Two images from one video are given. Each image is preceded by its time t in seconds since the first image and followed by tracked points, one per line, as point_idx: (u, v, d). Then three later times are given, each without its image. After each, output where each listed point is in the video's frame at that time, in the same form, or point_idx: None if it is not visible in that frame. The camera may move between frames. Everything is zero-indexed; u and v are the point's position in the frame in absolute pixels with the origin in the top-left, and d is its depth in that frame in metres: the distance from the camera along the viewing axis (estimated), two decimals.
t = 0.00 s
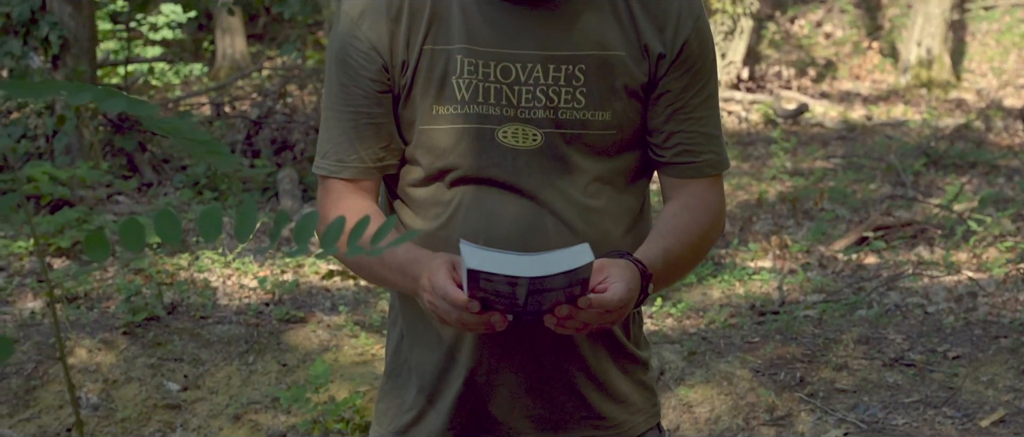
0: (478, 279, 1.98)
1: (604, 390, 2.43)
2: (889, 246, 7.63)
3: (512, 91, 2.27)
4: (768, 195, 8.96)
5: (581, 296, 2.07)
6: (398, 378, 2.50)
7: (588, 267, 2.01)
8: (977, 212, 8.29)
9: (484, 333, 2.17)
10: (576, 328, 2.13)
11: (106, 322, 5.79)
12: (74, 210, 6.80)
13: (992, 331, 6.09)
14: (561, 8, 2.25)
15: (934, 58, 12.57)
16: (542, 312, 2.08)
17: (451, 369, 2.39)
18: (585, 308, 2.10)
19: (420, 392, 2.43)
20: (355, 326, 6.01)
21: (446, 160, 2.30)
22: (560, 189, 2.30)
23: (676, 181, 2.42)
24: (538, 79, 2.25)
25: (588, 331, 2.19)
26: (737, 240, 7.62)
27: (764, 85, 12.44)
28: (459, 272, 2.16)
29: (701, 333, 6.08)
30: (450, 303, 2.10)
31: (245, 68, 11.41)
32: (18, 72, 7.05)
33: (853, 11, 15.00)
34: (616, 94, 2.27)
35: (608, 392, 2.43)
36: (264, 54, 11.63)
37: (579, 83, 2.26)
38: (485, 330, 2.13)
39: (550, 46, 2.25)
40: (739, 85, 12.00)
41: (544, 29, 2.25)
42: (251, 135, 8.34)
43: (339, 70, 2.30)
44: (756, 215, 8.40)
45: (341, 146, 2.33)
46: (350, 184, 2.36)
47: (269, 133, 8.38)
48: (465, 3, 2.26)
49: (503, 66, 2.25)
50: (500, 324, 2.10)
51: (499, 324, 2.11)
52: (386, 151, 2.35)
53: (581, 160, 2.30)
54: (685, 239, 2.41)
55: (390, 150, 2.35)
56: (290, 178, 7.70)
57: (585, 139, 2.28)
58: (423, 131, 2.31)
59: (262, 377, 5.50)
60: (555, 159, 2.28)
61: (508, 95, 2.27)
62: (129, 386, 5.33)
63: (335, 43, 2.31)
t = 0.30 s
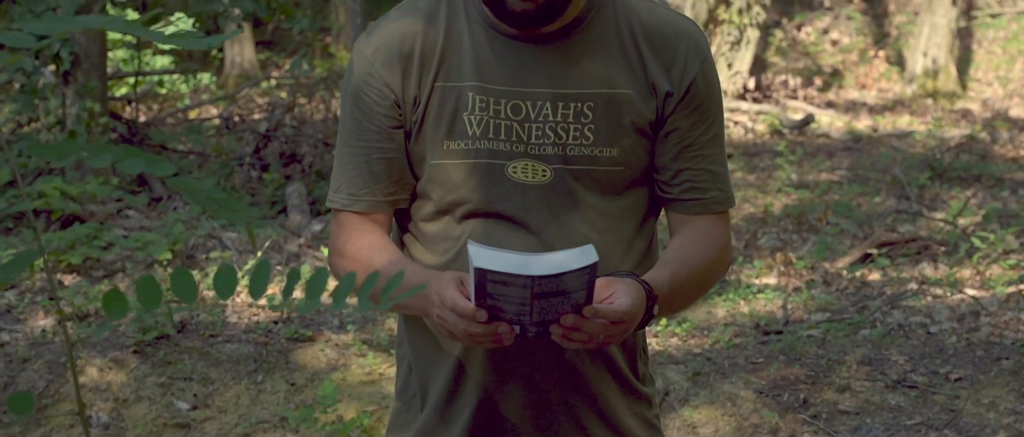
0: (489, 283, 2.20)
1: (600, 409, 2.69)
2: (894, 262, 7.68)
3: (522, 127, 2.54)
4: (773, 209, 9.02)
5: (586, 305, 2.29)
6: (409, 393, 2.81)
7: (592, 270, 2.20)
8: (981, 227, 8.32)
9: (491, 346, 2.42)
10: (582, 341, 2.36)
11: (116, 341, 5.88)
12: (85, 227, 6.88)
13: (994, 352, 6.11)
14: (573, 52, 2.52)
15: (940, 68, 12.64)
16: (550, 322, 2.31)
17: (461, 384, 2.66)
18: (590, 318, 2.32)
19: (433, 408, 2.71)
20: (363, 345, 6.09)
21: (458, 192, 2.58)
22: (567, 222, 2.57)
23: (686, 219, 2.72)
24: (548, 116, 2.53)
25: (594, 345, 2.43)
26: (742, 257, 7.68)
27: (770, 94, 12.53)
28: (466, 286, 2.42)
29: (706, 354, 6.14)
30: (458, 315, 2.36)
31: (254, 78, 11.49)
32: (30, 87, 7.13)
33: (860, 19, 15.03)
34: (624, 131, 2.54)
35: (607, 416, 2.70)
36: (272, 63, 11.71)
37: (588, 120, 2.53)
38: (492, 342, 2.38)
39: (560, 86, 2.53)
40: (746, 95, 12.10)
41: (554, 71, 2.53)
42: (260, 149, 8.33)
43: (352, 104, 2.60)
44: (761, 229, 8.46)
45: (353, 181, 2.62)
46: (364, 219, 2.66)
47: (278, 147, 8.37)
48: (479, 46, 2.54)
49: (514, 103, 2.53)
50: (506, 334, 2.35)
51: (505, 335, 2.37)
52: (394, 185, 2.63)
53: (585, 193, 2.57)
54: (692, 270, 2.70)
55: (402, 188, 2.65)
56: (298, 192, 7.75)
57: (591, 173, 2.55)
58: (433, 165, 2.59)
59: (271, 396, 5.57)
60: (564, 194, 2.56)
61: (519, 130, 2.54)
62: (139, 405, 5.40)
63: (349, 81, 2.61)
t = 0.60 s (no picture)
0: (492, 287, 2.30)
1: (597, 422, 2.82)
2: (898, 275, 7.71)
3: (529, 156, 2.68)
4: (779, 219, 9.06)
5: (589, 313, 2.38)
6: (418, 417, 2.93)
7: (591, 273, 2.29)
8: (987, 239, 8.35)
9: (497, 358, 2.49)
10: (586, 351, 2.44)
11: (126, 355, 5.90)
12: (96, 241, 6.95)
13: (997, 369, 6.14)
14: (580, 84, 2.66)
15: (947, 76, 12.70)
16: (554, 332, 2.41)
17: (469, 397, 2.81)
18: (592, 326, 2.40)
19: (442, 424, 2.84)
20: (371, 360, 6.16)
21: (467, 220, 2.72)
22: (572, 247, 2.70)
23: (689, 246, 2.83)
24: (555, 147, 2.67)
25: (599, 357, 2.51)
26: (748, 271, 7.73)
27: (778, 102, 12.61)
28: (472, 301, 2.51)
29: (711, 370, 6.18)
30: (463, 325, 2.45)
31: (263, 85, 11.57)
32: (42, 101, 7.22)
33: (868, 24, 15.05)
34: (630, 160, 2.67)
35: None
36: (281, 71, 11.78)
37: (594, 150, 2.66)
38: (497, 353, 2.46)
39: (567, 117, 2.66)
40: (753, 103, 12.18)
41: (562, 102, 2.67)
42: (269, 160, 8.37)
43: (364, 133, 2.74)
44: (768, 240, 8.53)
45: (364, 208, 2.76)
46: (374, 247, 2.80)
47: (286, 158, 8.41)
48: (488, 79, 2.68)
49: (522, 133, 2.67)
50: (511, 345, 2.42)
51: (510, 345, 2.43)
52: (402, 212, 2.78)
53: (590, 222, 2.70)
54: (695, 292, 2.81)
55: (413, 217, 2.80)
56: (307, 205, 7.85)
57: (598, 201, 2.68)
58: (441, 193, 2.73)
59: (280, 412, 5.64)
60: (570, 221, 2.69)
61: (526, 160, 2.68)
62: (150, 421, 5.50)
63: (361, 112, 2.75)
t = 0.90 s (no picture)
0: (490, 289, 2.34)
1: None
2: (898, 286, 7.75)
3: (530, 180, 2.74)
4: (780, 228, 9.11)
5: (584, 318, 2.43)
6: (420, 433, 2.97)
7: (586, 274, 2.32)
8: (986, 249, 8.38)
9: (496, 364, 2.54)
10: (581, 356, 2.49)
11: (132, 366, 5.94)
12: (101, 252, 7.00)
13: (994, 383, 6.17)
14: (581, 110, 2.72)
15: (948, 82, 12.77)
16: (550, 337, 2.46)
17: (472, 409, 2.86)
18: (588, 332, 2.45)
19: None
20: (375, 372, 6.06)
21: (466, 241, 2.78)
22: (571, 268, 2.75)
23: (686, 268, 2.88)
24: (555, 171, 2.73)
25: (594, 364, 2.56)
26: (748, 282, 7.78)
27: (780, 108, 12.72)
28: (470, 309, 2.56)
29: (710, 384, 6.23)
30: (461, 331, 2.50)
31: (268, 91, 11.63)
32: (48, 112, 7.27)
33: (870, 29, 15.07)
34: (629, 185, 2.73)
35: None
36: (285, 77, 11.85)
37: (593, 174, 2.72)
38: (496, 358, 2.51)
39: (567, 142, 2.72)
40: (755, 110, 12.30)
41: (562, 128, 2.72)
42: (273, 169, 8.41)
43: (368, 157, 2.81)
44: (769, 248, 8.60)
45: (367, 230, 2.82)
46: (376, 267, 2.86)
47: (290, 167, 8.50)
48: (490, 104, 2.74)
49: (523, 158, 2.73)
50: (509, 349, 2.47)
51: (508, 348, 2.49)
52: (405, 234, 2.83)
53: (589, 244, 2.76)
54: (690, 312, 2.85)
55: (414, 237, 2.86)
56: (310, 215, 7.94)
57: (598, 223, 2.75)
58: (443, 215, 2.78)
59: (284, 424, 5.70)
60: (569, 243, 2.75)
61: (527, 184, 2.74)
62: (154, 433, 5.54)
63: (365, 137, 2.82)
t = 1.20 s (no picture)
0: (484, 289, 2.39)
1: None
2: (895, 295, 7.79)
3: (527, 201, 2.79)
4: (779, 235, 9.16)
5: (575, 321, 2.48)
6: None
7: (577, 273, 2.37)
8: (984, 257, 8.41)
9: (490, 371, 2.58)
10: (572, 360, 2.54)
11: (134, 378, 5.98)
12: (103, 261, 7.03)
13: (989, 394, 6.21)
14: (577, 132, 2.78)
15: (947, 88, 12.92)
16: (543, 340, 2.52)
17: (471, 417, 2.89)
18: (579, 335, 2.50)
19: None
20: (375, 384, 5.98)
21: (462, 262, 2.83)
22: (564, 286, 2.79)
23: (678, 287, 2.90)
24: (552, 192, 2.77)
25: (585, 371, 2.60)
26: (746, 292, 7.82)
27: (779, 114, 12.85)
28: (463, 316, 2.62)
29: (708, 395, 6.28)
30: (456, 336, 2.55)
31: (269, 97, 11.69)
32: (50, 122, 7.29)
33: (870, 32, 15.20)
34: (624, 205, 2.78)
35: None
36: (286, 82, 11.93)
37: (589, 195, 2.77)
38: (489, 363, 2.55)
39: (564, 164, 2.77)
40: (754, 116, 12.48)
41: (559, 150, 2.78)
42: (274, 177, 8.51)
43: (368, 177, 2.87)
44: (768, 255, 8.66)
45: (365, 248, 2.87)
46: (372, 285, 2.90)
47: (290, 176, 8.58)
48: (489, 127, 2.80)
49: (521, 180, 2.78)
50: (502, 352, 2.52)
51: (502, 353, 2.53)
52: (403, 253, 2.89)
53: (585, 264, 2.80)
54: (681, 328, 2.87)
55: (412, 255, 2.91)
56: (311, 223, 8.00)
57: (594, 243, 2.79)
58: (441, 234, 2.83)
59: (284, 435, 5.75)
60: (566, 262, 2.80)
61: (524, 205, 2.79)
62: None
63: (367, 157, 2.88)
